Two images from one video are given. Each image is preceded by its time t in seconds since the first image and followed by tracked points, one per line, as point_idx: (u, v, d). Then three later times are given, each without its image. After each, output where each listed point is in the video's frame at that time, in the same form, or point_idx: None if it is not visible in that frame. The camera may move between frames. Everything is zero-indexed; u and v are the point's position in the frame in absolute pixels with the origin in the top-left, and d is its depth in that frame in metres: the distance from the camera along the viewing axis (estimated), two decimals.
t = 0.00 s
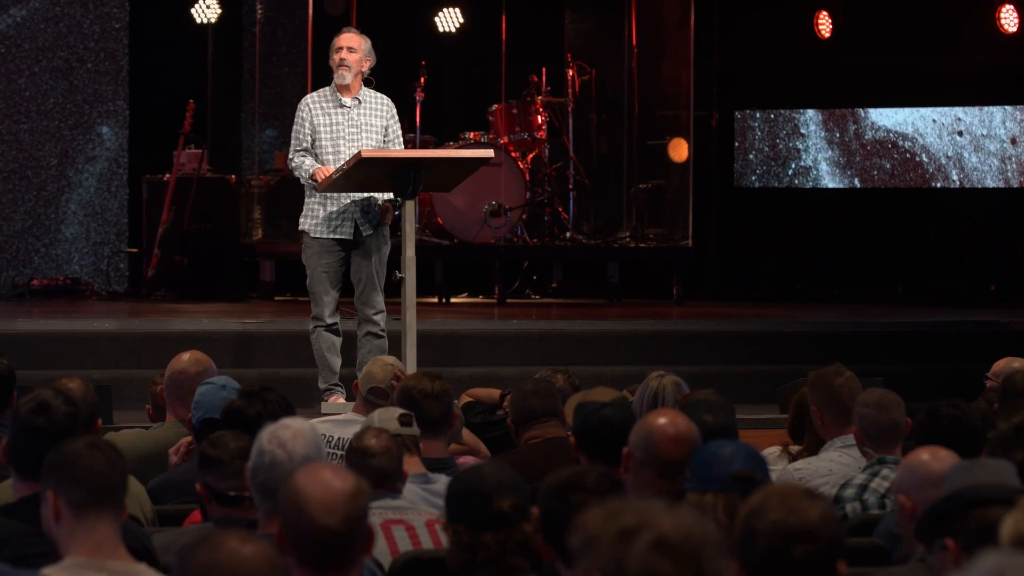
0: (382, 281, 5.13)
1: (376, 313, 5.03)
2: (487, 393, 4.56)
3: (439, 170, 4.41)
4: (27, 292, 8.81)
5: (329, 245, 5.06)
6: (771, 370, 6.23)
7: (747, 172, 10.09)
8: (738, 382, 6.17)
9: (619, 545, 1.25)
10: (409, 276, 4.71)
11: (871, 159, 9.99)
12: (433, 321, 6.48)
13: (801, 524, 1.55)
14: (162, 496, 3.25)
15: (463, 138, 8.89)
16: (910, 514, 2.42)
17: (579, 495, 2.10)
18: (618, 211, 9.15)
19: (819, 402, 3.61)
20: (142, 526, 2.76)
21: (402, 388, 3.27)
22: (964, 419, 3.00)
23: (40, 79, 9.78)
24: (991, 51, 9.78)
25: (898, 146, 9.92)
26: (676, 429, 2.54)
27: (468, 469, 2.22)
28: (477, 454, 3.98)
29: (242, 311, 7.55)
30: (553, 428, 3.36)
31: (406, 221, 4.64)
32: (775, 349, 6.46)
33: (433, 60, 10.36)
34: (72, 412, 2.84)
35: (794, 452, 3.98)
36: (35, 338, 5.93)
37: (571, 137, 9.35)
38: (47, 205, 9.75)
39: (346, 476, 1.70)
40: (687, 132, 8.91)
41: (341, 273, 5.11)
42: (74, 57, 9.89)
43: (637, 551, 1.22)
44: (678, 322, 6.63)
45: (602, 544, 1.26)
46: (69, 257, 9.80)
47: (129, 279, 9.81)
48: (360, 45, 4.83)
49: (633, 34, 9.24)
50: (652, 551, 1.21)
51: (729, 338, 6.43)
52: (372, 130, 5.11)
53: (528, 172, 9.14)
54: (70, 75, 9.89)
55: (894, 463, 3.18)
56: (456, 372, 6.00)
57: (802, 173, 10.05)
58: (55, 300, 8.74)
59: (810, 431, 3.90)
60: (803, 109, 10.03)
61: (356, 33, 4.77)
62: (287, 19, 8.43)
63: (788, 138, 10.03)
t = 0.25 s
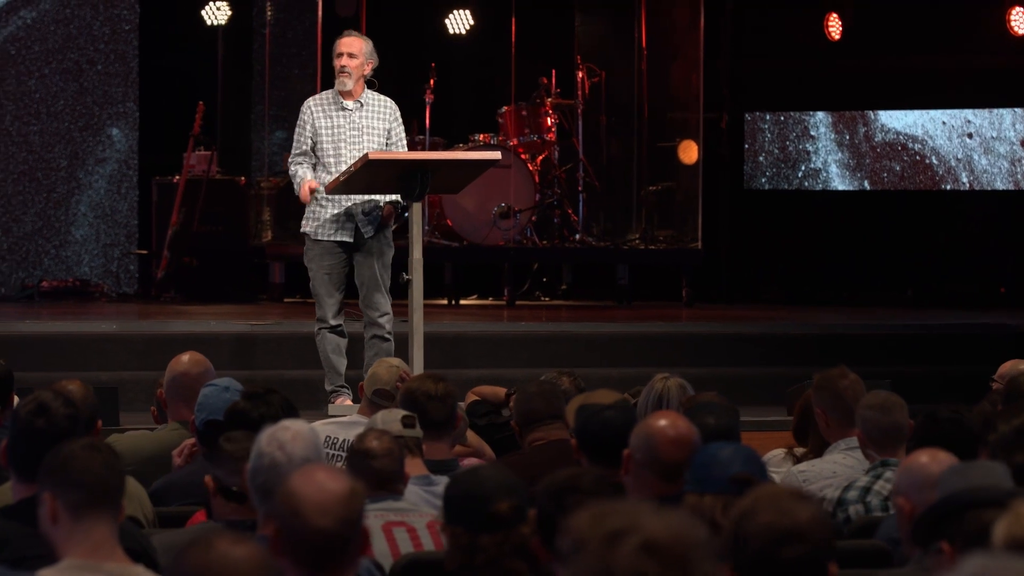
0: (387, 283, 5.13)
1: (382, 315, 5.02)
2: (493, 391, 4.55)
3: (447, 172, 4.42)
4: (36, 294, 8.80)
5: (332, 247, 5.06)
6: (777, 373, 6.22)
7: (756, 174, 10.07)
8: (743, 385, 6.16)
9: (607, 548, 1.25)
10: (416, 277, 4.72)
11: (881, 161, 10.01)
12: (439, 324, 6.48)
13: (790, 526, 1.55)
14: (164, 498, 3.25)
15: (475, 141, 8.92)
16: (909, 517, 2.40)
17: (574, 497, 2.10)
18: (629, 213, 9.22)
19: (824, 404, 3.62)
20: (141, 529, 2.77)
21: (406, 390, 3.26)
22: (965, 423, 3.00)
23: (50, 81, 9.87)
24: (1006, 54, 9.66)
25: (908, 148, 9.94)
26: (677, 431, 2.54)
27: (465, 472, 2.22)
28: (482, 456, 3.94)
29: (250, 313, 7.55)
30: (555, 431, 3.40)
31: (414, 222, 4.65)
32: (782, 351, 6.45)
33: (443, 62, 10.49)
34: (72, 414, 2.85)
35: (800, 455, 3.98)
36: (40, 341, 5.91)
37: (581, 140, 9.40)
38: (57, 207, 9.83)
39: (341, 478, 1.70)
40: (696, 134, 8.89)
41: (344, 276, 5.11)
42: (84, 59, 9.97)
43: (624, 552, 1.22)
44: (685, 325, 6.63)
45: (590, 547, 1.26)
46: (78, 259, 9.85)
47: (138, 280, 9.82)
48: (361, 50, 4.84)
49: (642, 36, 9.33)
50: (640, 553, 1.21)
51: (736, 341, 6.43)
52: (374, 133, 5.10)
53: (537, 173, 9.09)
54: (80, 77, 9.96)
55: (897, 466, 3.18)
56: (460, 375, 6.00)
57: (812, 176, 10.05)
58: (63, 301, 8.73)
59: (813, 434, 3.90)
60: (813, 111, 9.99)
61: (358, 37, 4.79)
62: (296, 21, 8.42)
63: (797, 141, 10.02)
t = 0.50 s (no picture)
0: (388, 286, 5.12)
1: (383, 320, 5.01)
2: (495, 385, 4.58)
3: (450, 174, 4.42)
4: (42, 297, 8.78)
5: (329, 251, 5.05)
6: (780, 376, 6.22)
7: (763, 177, 10.05)
8: (746, 387, 6.16)
9: (593, 551, 1.25)
10: (419, 280, 4.71)
11: (887, 164, 9.99)
12: (442, 326, 6.48)
13: (777, 528, 1.56)
14: (164, 500, 3.23)
15: (481, 144, 8.92)
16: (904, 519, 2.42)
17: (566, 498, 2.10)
18: (634, 216, 9.16)
19: (824, 407, 3.62)
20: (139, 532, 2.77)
21: (406, 392, 3.26)
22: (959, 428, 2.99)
23: (56, 83, 9.79)
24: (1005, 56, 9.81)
25: (914, 150, 9.92)
26: (673, 433, 2.53)
27: (460, 474, 2.22)
28: (482, 459, 3.94)
29: (255, 316, 7.55)
30: (556, 433, 3.41)
31: (417, 225, 4.65)
32: (786, 354, 6.45)
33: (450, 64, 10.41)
34: (68, 417, 2.85)
35: (800, 458, 3.98)
36: (40, 344, 5.90)
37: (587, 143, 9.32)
38: (64, 209, 9.77)
39: (333, 480, 1.71)
40: (702, 138, 9.06)
41: (343, 278, 5.11)
42: (91, 61, 9.92)
43: (610, 553, 1.23)
44: (689, 328, 6.63)
45: (576, 551, 1.26)
46: (85, 262, 9.81)
47: (144, 283, 9.79)
48: (357, 56, 4.84)
49: (649, 39, 9.24)
50: (627, 557, 1.21)
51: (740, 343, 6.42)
52: (373, 137, 5.09)
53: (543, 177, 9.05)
54: (86, 79, 9.91)
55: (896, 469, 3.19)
56: (460, 377, 5.99)
57: (818, 179, 10.04)
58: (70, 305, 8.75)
59: (813, 437, 3.90)
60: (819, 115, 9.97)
61: (354, 43, 4.79)
62: (302, 23, 8.35)
63: (803, 144, 10.00)
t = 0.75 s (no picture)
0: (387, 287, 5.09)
1: (375, 320, 4.97)
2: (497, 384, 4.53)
3: (453, 174, 4.42)
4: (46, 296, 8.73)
5: (329, 250, 5.06)
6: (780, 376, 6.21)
7: (767, 177, 9.99)
8: (746, 387, 6.16)
9: (575, 550, 1.25)
10: (421, 281, 4.71)
11: (891, 164, 9.92)
12: (442, 326, 6.48)
13: (762, 527, 1.56)
14: (162, 500, 3.22)
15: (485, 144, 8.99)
16: (897, 519, 2.44)
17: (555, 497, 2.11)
18: (639, 217, 9.06)
19: (822, 407, 3.62)
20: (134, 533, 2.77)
21: (403, 392, 3.27)
22: (954, 429, 2.97)
23: (61, 83, 9.65)
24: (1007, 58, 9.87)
25: (918, 150, 9.87)
26: (667, 433, 2.54)
27: (452, 474, 2.22)
28: (482, 460, 3.94)
29: (257, 316, 7.53)
30: (553, 434, 3.42)
31: (419, 225, 4.65)
32: (789, 354, 6.44)
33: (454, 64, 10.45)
34: (62, 416, 2.84)
35: (801, 459, 3.99)
36: (38, 344, 5.90)
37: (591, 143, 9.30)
38: (68, 208, 9.62)
39: (322, 480, 1.71)
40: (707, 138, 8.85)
41: (343, 278, 5.11)
42: (94, 61, 9.77)
43: (593, 553, 1.23)
44: (691, 328, 6.63)
45: (557, 550, 1.26)
46: (89, 261, 9.69)
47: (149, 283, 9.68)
48: (355, 56, 4.84)
49: (653, 39, 9.17)
50: (607, 556, 1.22)
51: (741, 343, 6.42)
52: (373, 138, 5.08)
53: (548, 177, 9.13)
54: (90, 79, 9.77)
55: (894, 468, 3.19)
56: (458, 377, 5.99)
57: (822, 179, 9.97)
58: (75, 305, 8.71)
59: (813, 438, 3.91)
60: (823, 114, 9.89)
61: (353, 42, 4.79)
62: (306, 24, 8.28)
63: (807, 143, 9.93)
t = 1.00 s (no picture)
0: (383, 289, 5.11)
1: (369, 322, 5.04)
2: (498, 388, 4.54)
3: (454, 174, 4.41)
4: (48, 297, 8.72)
5: (334, 249, 5.06)
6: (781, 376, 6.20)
7: (770, 177, 9.97)
8: (745, 388, 6.16)
9: (560, 548, 1.25)
10: (422, 282, 4.71)
11: (894, 164, 9.92)
12: (442, 326, 6.47)
13: (748, 528, 1.56)
14: (160, 500, 3.22)
15: (489, 144, 8.89)
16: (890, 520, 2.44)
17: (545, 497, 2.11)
18: (644, 218, 9.15)
19: (820, 407, 3.64)
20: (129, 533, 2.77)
21: (402, 393, 3.29)
22: (952, 429, 2.95)
23: (65, 83, 9.63)
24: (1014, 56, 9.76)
25: (922, 151, 9.84)
26: (661, 434, 2.53)
27: (443, 474, 2.22)
28: (481, 459, 3.96)
29: (260, 316, 7.51)
30: (551, 434, 3.44)
31: (419, 226, 4.64)
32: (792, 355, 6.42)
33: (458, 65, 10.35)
34: (54, 416, 2.84)
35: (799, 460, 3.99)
36: (35, 344, 5.87)
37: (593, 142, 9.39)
38: (72, 208, 9.60)
39: (310, 480, 1.71)
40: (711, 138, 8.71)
41: (347, 279, 5.11)
42: (99, 61, 9.75)
43: (575, 556, 1.22)
44: (694, 328, 6.62)
45: (541, 550, 1.27)
46: (93, 261, 9.64)
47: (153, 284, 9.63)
48: (360, 55, 4.85)
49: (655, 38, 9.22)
50: (590, 558, 1.21)
51: (743, 343, 6.40)
52: (377, 138, 5.07)
53: (551, 176, 9.06)
54: (94, 80, 9.74)
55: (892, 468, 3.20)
56: (454, 377, 5.98)
57: (825, 179, 9.97)
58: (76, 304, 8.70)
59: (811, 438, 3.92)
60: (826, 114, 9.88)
61: (357, 42, 4.80)
62: (311, 23, 8.34)
63: (811, 144, 9.92)
